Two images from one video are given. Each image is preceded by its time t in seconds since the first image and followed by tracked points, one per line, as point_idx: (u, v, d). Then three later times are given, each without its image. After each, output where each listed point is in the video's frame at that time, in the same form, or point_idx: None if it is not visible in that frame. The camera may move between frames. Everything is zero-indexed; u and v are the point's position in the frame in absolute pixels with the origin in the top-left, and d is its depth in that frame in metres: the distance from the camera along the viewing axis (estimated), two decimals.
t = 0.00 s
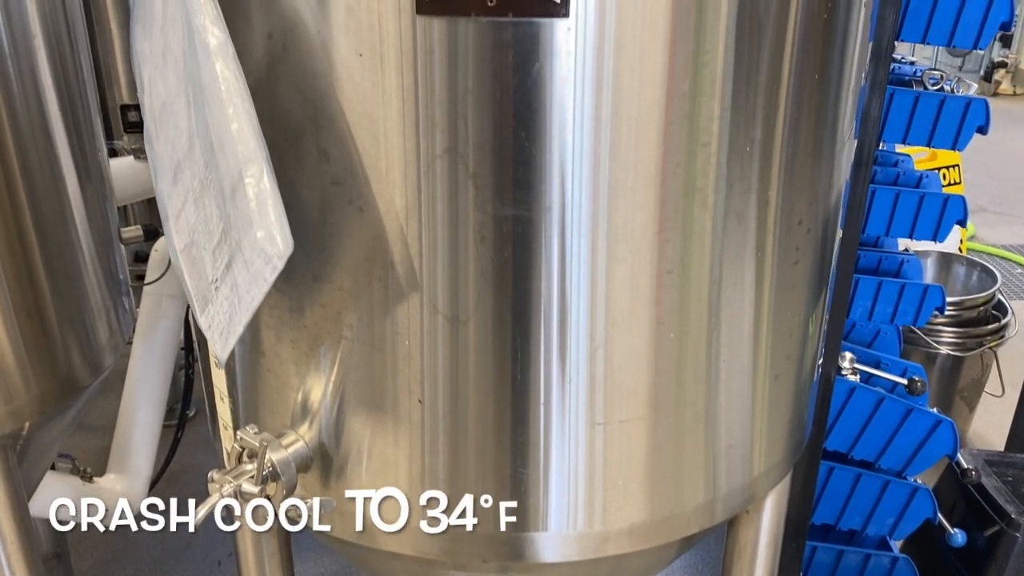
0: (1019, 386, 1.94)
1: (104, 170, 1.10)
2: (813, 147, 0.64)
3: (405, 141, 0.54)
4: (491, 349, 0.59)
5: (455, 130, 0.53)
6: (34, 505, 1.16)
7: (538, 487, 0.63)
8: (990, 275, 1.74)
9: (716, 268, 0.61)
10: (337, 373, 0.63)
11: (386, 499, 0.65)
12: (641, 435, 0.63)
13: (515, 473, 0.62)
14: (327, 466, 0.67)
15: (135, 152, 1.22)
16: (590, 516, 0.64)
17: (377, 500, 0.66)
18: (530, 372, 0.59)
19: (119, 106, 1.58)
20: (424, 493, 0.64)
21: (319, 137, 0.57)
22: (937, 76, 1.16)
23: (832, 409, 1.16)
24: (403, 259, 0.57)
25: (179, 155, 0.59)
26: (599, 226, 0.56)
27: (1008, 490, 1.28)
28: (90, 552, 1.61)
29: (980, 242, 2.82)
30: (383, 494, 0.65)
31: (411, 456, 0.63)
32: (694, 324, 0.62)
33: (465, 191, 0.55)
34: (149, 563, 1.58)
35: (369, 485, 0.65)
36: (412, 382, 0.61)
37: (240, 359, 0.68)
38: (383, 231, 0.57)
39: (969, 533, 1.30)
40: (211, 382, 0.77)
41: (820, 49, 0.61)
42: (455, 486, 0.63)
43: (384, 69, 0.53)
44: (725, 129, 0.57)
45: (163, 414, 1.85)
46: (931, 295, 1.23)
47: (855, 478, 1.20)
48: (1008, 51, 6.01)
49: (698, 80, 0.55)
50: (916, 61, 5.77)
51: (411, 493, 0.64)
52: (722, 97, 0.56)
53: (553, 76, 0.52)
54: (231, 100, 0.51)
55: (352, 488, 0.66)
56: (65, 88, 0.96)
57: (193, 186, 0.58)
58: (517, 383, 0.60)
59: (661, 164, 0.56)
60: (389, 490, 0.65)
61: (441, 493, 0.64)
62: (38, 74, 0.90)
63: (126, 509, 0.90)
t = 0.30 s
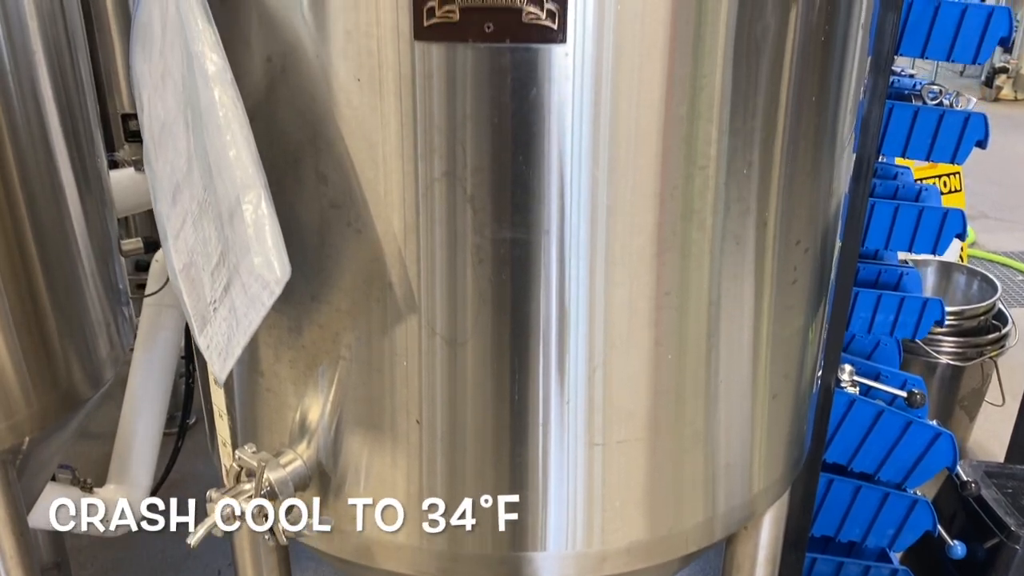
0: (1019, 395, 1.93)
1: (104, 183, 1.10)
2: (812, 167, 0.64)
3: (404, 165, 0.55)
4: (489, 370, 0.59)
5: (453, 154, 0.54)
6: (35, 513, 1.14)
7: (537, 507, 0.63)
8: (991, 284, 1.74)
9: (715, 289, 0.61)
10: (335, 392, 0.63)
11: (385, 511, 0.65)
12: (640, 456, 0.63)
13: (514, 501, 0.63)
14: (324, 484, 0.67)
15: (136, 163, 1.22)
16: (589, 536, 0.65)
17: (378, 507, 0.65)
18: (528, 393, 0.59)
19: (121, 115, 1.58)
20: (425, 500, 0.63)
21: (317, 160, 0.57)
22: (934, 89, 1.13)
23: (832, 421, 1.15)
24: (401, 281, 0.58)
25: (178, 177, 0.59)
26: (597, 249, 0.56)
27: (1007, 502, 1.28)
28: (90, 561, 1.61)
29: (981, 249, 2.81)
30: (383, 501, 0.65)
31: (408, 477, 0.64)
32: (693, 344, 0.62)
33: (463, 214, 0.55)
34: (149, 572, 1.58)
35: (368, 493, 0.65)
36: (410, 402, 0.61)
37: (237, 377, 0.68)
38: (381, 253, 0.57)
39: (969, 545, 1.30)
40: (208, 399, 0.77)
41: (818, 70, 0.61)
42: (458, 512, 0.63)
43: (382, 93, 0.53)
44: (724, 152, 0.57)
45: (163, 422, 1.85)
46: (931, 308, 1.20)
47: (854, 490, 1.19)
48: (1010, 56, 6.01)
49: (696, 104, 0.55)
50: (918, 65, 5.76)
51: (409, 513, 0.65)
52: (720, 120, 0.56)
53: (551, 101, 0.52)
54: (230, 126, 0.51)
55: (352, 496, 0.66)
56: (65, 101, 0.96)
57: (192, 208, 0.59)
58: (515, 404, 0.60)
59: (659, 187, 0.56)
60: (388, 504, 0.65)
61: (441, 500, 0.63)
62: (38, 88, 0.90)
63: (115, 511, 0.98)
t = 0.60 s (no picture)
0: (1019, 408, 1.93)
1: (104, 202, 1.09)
2: (809, 198, 0.64)
3: (402, 200, 0.55)
4: (487, 402, 0.59)
5: (451, 189, 0.54)
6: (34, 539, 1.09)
7: (535, 535, 0.63)
8: (990, 298, 1.74)
9: (712, 320, 0.61)
10: (332, 421, 0.63)
11: (385, 511, 0.65)
12: (638, 484, 0.64)
13: (514, 504, 0.62)
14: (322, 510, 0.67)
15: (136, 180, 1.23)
16: (588, 564, 0.65)
17: (378, 507, 0.65)
18: (525, 424, 0.60)
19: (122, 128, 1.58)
20: (425, 501, 0.63)
21: (315, 194, 0.57)
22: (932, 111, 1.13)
23: (830, 440, 1.15)
24: (398, 313, 0.58)
25: (177, 210, 0.60)
26: (595, 282, 0.57)
27: (1006, 519, 1.28)
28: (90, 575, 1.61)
29: (981, 259, 2.81)
30: (383, 501, 0.64)
31: (405, 505, 0.64)
32: (690, 374, 0.62)
33: (460, 248, 0.55)
34: None
35: (368, 493, 0.65)
36: (407, 432, 0.61)
37: (234, 405, 0.69)
38: (379, 285, 0.58)
39: (968, 561, 1.30)
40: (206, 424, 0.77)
41: (814, 102, 0.61)
42: (458, 520, 0.63)
43: (381, 129, 0.53)
44: (720, 186, 0.57)
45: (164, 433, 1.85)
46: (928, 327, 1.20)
47: (853, 507, 1.19)
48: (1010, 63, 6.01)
49: (691, 140, 0.55)
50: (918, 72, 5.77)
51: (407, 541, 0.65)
52: (715, 155, 0.56)
53: (548, 137, 0.52)
54: (228, 163, 0.51)
55: (352, 496, 0.65)
56: (65, 121, 0.96)
57: (190, 240, 0.59)
58: (512, 434, 0.60)
59: (656, 221, 0.56)
60: (385, 529, 0.66)
61: (441, 500, 0.63)
62: (39, 110, 0.90)
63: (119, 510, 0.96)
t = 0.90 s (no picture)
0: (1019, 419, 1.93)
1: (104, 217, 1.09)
2: (808, 224, 0.64)
3: (401, 229, 0.55)
4: (486, 428, 0.59)
5: (450, 219, 0.54)
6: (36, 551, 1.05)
7: (535, 560, 0.63)
8: (990, 310, 1.74)
9: (712, 347, 0.61)
10: (331, 447, 0.64)
11: (385, 511, 0.64)
12: (638, 509, 0.64)
13: (514, 504, 0.62)
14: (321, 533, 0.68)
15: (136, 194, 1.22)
16: None
17: (378, 507, 0.64)
18: (524, 451, 0.60)
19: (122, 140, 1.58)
20: (424, 500, 0.62)
21: (315, 222, 0.57)
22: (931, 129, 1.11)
23: (829, 456, 1.14)
24: (397, 341, 0.58)
25: (177, 237, 0.60)
26: (594, 310, 0.57)
27: (1006, 534, 1.28)
28: None
29: (982, 268, 2.81)
30: (383, 501, 0.64)
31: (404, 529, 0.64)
32: (690, 401, 0.62)
33: (460, 277, 0.55)
34: None
35: (368, 493, 0.64)
36: (406, 457, 0.61)
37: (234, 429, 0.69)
38: (379, 313, 0.58)
39: None
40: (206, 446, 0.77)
41: (813, 131, 0.61)
42: (458, 523, 0.63)
43: (381, 159, 0.54)
44: (719, 214, 0.57)
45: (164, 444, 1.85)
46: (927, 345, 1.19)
47: (852, 523, 1.19)
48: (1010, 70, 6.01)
49: (691, 169, 0.55)
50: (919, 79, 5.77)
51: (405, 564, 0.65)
52: (715, 184, 0.56)
53: (547, 167, 0.53)
54: (229, 195, 0.52)
55: (352, 496, 0.64)
56: (66, 138, 0.96)
57: (190, 267, 0.59)
58: (511, 461, 0.60)
59: (655, 250, 0.56)
60: (383, 540, 0.66)
61: (441, 500, 0.62)
62: (38, 127, 0.90)
63: (121, 504, 0.98)
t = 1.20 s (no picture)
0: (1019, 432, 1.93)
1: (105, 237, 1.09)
2: (807, 257, 0.64)
3: (400, 266, 0.55)
4: (484, 463, 0.60)
5: (449, 257, 0.54)
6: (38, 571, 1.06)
7: None
8: (990, 325, 1.74)
9: (712, 381, 0.61)
10: (331, 479, 0.64)
11: (384, 510, 0.63)
12: (638, 541, 0.64)
13: (514, 504, 0.61)
14: (320, 563, 0.68)
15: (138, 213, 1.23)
16: None
17: (378, 505, 0.63)
18: (523, 485, 0.60)
19: (124, 156, 1.59)
20: (424, 500, 0.61)
21: (315, 259, 0.58)
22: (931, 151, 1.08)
23: (829, 474, 1.14)
24: (396, 376, 0.58)
25: (178, 271, 0.60)
26: (594, 346, 0.57)
27: (1005, 552, 1.27)
28: None
29: (982, 277, 2.81)
30: (383, 500, 0.63)
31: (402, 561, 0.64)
32: (690, 434, 0.62)
33: (458, 314, 0.56)
34: None
35: (367, 493, 0.63)
36: (405, 490, 0.62)
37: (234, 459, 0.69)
38: (378, 349, 0.58)
39: None
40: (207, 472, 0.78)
41: (811, 168, 0.61)
42: (458, 523, 0.62)
43: (381, 198, 0.54)
44: (718, 252, 0.57)
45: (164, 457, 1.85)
46: (927, 366, 1.12)
47: (852, 541, 1.18)
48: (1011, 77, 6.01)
49: (691, 207, 0.55)
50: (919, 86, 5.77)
51: None
52: (714, 221, 0.56)
53: (546, 206, 0.53)
54: (229, 236, 0.52)
55: (352, 496, 0.64)
56: (66, 159, 0.96)
57: (191, 301, 0.59)
58: (510, 495, 0.60)
59: (656, 287, 0.56)
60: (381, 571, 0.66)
61: (441, 500, 0.61)
62: (39, 149, 0.90)
63: (119, 504, 1.00)
